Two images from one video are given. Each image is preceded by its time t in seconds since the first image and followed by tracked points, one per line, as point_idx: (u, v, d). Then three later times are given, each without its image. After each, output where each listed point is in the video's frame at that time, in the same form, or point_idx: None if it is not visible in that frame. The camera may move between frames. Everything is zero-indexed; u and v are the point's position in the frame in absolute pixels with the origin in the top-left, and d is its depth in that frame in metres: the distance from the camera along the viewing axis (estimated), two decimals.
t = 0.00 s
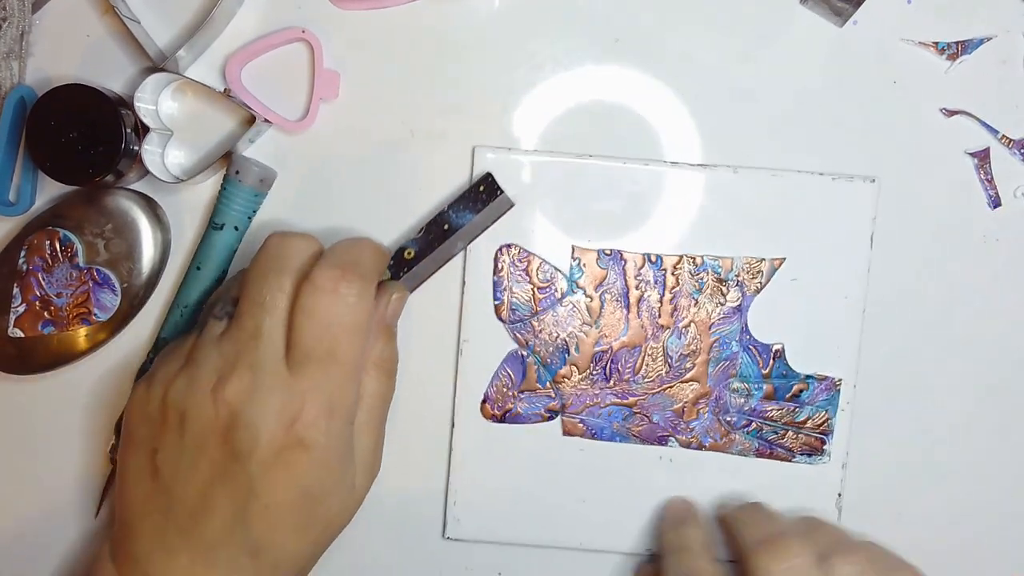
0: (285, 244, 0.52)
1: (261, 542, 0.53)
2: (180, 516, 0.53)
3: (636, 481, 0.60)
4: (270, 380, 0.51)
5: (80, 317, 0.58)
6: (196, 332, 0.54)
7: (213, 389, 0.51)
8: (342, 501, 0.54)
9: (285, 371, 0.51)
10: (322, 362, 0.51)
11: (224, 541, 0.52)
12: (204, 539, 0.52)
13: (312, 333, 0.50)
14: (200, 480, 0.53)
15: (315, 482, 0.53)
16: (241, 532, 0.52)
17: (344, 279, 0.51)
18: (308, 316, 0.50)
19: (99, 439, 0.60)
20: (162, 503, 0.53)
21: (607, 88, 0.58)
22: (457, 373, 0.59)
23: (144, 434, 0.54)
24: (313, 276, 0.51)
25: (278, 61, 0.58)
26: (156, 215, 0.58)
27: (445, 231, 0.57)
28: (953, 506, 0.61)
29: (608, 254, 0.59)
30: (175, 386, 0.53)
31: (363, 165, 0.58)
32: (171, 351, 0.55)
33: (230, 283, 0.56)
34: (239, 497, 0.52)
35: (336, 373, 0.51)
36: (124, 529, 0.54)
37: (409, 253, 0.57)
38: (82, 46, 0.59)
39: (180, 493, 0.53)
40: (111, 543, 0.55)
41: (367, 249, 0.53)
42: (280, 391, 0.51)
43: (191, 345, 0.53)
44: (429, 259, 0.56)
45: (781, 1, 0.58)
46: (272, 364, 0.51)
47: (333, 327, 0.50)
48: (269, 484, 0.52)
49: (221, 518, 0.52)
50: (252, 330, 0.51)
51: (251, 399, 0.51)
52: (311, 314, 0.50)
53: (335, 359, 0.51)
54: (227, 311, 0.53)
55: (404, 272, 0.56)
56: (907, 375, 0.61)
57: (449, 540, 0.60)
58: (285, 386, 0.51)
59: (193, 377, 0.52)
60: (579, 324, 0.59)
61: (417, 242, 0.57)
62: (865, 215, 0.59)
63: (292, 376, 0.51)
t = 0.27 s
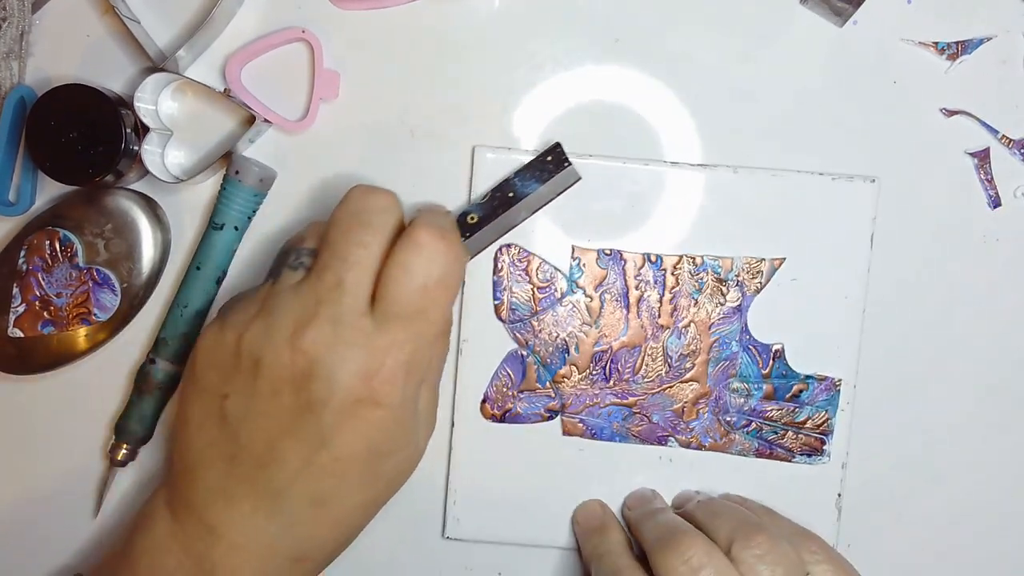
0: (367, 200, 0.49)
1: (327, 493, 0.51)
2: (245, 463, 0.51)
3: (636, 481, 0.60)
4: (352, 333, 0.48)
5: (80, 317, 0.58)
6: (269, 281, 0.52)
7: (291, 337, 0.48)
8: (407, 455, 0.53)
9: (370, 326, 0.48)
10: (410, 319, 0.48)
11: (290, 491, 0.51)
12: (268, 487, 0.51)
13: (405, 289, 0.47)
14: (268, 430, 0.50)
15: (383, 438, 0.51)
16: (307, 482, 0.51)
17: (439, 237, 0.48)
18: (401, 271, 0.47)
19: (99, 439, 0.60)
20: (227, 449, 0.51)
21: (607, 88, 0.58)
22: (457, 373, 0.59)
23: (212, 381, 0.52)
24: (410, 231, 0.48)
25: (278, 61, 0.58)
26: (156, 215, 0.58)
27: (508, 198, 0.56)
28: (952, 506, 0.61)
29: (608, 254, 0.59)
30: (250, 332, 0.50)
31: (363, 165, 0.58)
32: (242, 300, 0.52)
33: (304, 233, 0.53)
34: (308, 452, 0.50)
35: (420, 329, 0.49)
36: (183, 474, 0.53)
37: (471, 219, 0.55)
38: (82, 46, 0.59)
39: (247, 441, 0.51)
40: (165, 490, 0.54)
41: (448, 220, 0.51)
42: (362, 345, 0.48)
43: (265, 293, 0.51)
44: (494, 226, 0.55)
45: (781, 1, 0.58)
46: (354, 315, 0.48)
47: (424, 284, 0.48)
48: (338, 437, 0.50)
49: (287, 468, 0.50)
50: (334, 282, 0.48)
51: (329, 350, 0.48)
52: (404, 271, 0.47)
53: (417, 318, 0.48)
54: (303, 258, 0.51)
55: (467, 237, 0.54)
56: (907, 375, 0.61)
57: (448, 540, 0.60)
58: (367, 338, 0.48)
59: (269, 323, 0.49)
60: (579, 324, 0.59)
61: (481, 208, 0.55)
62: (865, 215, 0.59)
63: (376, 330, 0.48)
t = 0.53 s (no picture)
0: (353, 238, 0.49)
1: (294, 531, 0.50)
2: (211, 501, 0.50)
3: (636, 480, 0.60)
4: (323, 369, 0.47)
5: (80, 317, 0.58)
6: (242, 317, 0.51)
7: (260, 374, 0.48)
8: (380, 490, 0.52)
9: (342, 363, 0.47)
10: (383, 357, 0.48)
11: (257, 529, 0.49)
12: (233, 525, 0.49)
13: (380, 326, 0.47)
14: (235, 466, 0.49)
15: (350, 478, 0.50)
16: (274, 521, 0.49)
17: (416, 276, 0.48)
18: (377, 308, 0.47)
19: (99, 440, 0.60)
20: (193, 487, 0.50)
21: (607, 88, 0.58)
22: (457, 373, 0.59)
23: (179, 416, 0.51)
24: (385, 269, 0.48)
25: (278, 61, 0.58)
26: (156, 215, 0.58)
27: (474, 236, 0.58)
28: (953, 506, 0.61)
29: (608, 254, 0.59)
30: (219, 367, 0.49)
31: (364, 165, 0.58)
32: (214, 336, 0.52)
33: (279, 272, 0.53)
34: (275, 488, 0.49)
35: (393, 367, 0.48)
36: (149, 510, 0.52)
37: (440, 259, 0.57)
38: (82, 46, 0.59)
39: (213, 478, 0.50)
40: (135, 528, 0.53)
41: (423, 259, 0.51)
42: (330, 383, 0.47)
43: (237, 330, 0.50)
44: (460, 268, 0.57)
45: (781, 1, 0.58)
46: (327, 352, 0.47)
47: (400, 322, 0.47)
48: (306, 475, 0.49)
49: (255, 505, 0.49)
50: (309, 317, 0.48)
51: (298, 386, 0.47)
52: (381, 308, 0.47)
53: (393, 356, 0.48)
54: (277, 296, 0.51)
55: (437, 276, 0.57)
56: (907, 375, 0.61)
57: (448, 540, 0.60)
58: (337, 374, 0.47)
59: (239, 359, 0.49)
60: (579, 324, 0.59)
61: (449, 248, 0.58)
62: (865, 215, 0.59)
63: (349, 367, 0.47)
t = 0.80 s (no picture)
0: (355, 249, 0.48)
1: (286, 549, 0.48)
2: (204, 515, 0.48)
3: (636, 481, 0.60)
4: (320, 382, 0.46)
5: (80, 317, 0.58)
6: (245, 328, 0.51)
7: (258, 384, 0.47)
8: (374, 508, 0.50)
9: (338, 375, 0.46)
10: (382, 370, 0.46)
11: (249, 544, 0.48)
12: (227, 540, 0.48)
13: (377, 339, 0.45)
14: (231, 478, 0.48)
15: (342, 495, 0.48)
16: (265, 536, 0.48)
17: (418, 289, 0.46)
18: (374, 320, 0.45)
19: (99, 440, 0.60)
20: (189, 498, 0.49)
21: (607, 88, 0.58)
22: (458, 373, 0.59)
23: (178, 426, 0.50)
24: (386, 280, 0.46)
25: (278, 62, 0.58)
26: (156, 215, 0.58)
27: (481, 250, 0.58)
28: (952, 506, 0.61)
29: (608, 254, 0.59)
30: (220, 376, 0.48)
31: (363, 165, 0.58)
32: (219, 346, 0.51)
33: (285, 283, 0.53)
34: (267, 505, 0.47)
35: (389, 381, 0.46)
36: (147, 520, 0.51)
37: (445, 270, 0.58)
38: (82, 46, 0.59)
39: (208, 489, 0.48)
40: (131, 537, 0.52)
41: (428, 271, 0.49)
42: (326, 396, 0.46)
43: (239, 340, 0.50)
44: (466, 281, 0.58)
45: (781, 2, 0.58)
46: (326, 363, 0.46)
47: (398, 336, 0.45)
48: (301, 489, 0.47)
49: (247, 519, 0.48)
50: (310, 328, 0.46)
51: (296, 397, 0.46)
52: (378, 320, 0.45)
53: (392, 370, 0.46)
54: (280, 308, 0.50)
55: (443, 289, 0.57)
56: (907, 375, 0.61)
57: (448, 539, 0.60)
58: (335, 386, 0.46)
59: (241, 368, 0.48)
60: (579, 324, 0.59)
61: (455, 260, 0.58)
62: (865, 215, 0.59)
63: (346, 380, 0.46)
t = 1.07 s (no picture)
0: (366, 260, 0.48)
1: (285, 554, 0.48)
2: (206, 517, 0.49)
3: (636, 481, 0.60)
4: (326, 391, 0.46)
5: (80, 317, 0.58)
6: (251, 333, 0.51)
7: (263, 391, 0.46)
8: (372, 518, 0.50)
9: (345, 384, 0.46)
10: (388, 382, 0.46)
11: (249, 549, 0.48)
12: (227, 542, 0.48)
13: (382, 351, 0.45)
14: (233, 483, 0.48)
15: (342, 505, 0.48)
16: (264, 542, 0.48)
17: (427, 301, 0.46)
18: (382, 331, 0.45)
19: (99, 440, 0.60)
20: (192, 499, 0.49)
21: (607, 88, 0.58)
22: (457, 373, 0.59)
23: (181, 429, 0.50)
24: (396, 291, 0.46)
25: (278, 62, 0.58)
26: (157, 215, 0.58)
27: (490, 262, 0.58)
28: (952, 507, 0.61)
29: (608, 254, 0.59)
30: (224, 382, 0.48)
31: (363, 166, 0.58)
32: (224, 350, 0.51)
33: (291, 292, 0.53)
34: (270, 509, 0.47)
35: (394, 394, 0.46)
36: (147, 521, 0.51)
37: (454, 282, 0.58)
38: (82, 46, 0.59)
39: (211, 492, 0.48)
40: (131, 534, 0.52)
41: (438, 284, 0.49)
42: (331, 405, 0.45)
43: (247, 344, 0.50)
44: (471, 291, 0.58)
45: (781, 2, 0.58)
46: (332, 372, 0.46)
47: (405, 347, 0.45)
48: (300, 498, 0.47)
49: (248, 524, 0.48)
50: (317, 336, 0.46)
51: (301, 405, 0.46)
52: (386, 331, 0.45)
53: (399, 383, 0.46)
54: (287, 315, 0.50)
55: (449, 299, 0.57)
56: (907, 375, 0.61)
57: (448, 539, 0.60)
58: (340, 396, 0.45)
59: (246, 373, 0.47)
60: (579, 324, 0.59)
61: (463, 270, 0.58)
62: (865, 215, 0.59)
63: (352, 390, 0.45)
